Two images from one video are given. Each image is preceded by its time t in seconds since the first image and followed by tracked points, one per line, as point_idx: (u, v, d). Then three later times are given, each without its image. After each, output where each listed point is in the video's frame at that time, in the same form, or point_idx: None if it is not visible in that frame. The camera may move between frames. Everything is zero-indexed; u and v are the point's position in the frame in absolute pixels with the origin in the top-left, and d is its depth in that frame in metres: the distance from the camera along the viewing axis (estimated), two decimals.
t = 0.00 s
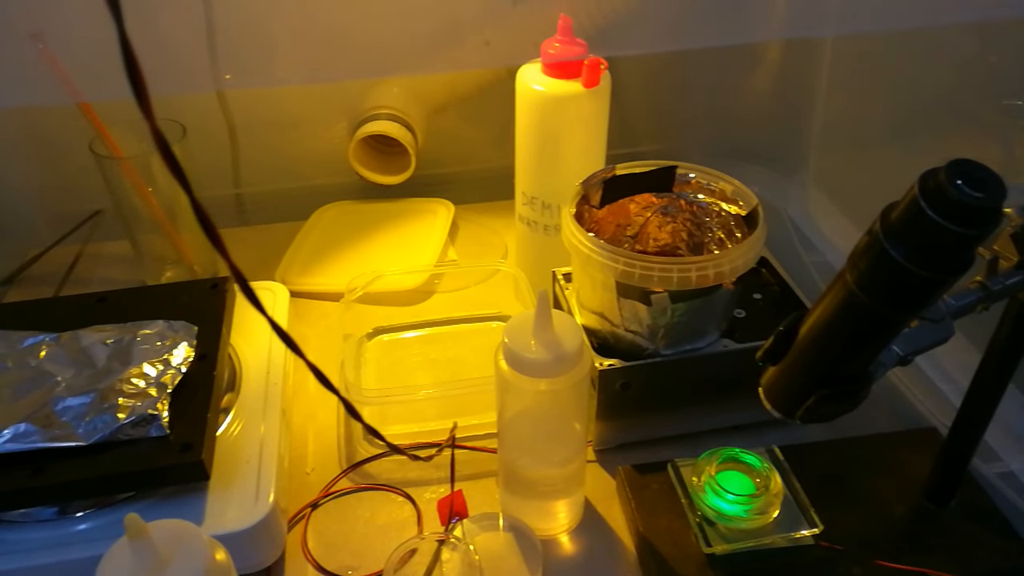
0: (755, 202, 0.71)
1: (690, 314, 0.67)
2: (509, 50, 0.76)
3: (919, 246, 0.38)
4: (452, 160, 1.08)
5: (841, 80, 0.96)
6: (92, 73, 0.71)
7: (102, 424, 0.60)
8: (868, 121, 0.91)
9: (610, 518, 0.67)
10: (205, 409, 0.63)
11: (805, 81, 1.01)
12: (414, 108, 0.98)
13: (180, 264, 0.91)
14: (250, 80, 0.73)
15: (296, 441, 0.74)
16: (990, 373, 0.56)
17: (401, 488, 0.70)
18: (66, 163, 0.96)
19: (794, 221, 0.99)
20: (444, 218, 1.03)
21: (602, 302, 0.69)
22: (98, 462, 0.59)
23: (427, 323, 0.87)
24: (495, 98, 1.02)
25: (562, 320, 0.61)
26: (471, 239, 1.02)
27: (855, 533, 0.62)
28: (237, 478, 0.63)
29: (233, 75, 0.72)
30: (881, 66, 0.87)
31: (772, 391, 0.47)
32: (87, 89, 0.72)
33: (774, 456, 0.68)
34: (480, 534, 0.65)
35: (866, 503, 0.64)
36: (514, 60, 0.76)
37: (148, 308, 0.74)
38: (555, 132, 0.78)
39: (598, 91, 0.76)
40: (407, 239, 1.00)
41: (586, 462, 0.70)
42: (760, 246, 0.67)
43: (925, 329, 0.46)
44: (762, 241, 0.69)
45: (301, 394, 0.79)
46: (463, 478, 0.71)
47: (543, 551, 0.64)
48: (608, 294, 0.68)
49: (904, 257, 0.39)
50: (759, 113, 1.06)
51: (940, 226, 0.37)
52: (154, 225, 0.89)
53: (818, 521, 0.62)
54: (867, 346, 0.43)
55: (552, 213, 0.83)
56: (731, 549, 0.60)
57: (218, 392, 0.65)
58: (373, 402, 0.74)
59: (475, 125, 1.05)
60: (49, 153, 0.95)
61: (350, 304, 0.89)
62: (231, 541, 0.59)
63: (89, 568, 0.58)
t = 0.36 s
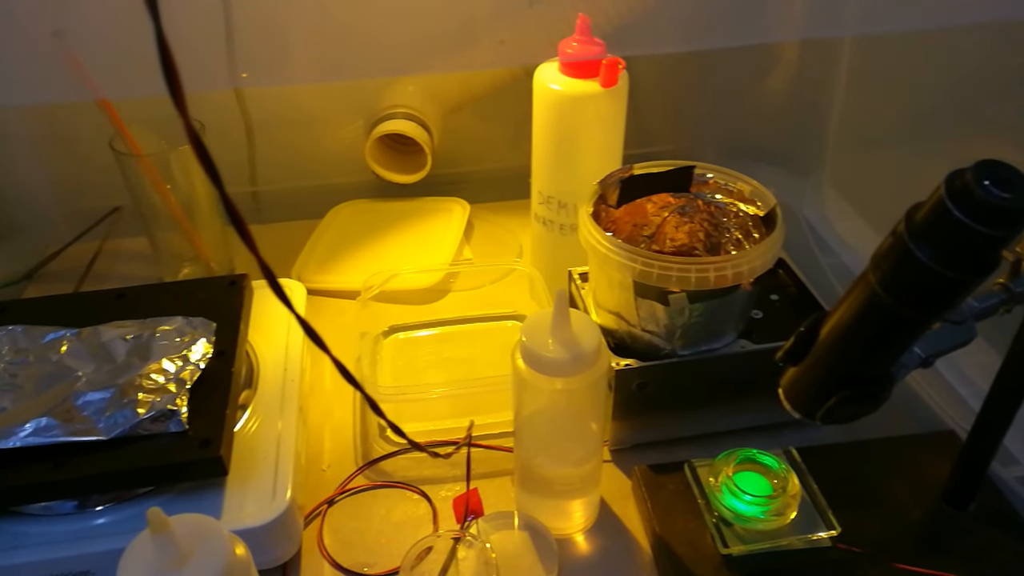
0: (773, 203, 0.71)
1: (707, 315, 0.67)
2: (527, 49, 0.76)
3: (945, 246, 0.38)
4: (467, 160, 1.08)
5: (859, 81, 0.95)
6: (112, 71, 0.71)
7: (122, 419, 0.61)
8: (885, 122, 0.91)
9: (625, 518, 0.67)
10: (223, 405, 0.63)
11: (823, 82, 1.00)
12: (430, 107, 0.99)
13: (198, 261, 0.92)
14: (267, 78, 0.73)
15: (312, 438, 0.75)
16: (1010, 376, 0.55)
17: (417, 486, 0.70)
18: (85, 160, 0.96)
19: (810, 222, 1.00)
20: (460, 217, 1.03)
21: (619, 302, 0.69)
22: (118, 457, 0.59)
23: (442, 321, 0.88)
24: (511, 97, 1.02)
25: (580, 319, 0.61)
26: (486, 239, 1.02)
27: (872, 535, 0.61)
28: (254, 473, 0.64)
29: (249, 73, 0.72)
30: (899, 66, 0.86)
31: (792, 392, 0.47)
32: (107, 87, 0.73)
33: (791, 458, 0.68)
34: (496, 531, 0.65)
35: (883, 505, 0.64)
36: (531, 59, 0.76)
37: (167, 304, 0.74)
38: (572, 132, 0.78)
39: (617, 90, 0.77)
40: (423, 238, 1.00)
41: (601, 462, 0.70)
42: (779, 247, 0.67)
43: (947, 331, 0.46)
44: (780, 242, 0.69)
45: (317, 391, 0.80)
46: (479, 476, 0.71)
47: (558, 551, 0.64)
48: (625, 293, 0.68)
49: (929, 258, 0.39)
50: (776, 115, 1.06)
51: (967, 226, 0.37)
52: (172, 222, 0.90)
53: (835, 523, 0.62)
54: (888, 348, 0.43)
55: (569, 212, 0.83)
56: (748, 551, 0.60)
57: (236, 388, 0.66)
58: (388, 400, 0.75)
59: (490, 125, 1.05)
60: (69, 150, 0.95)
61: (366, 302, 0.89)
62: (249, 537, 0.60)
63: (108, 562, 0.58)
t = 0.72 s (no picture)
0: (786, 203, 0.71)
1: (720, 315, 0.67)
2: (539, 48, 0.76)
3: (964, 247, 0.38)
4: (478, 159, 1.08)
5: (872, 82, 0.95)
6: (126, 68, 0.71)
7: (135, 415, 0.61)
8: (898, 122, 0.90)
9: (635, 517, 0.67)
10: (235, 401, 0.63)
11: (836, 83, 1.00)
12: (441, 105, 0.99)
13: (209, 258, 0.92)
14: (279, 75, 0.73)
15: (323, 435, 0.75)
16: None
17: (427, 484, 0.70)
18: (98, 156, 0.97)
19: (822, 224, 0.99)
20: (470, 215, 1.03)
21: (630, 302, 0.69)
22: (130, 452, 0.59)
23: (452, 320, 0.88)
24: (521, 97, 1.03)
25: (592, 319, 0.60)
26: (496, 238, 1.02)
27: (883, 537, 0.61)
28: (265, 469, 0.64)
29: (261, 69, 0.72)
30: (913, 67, 0.86)
31: (807, 393, 0.47)
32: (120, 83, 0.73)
33: (803, 459, 0.67)
34: (505, 530, 0.65)
35: (894, 507, 0.64)
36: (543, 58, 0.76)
37: (178, 300, 0.75)
38: (584, 130, 0.78)
39: (630, 90, 0.76)
40: (433, 236, 1.00)
41: (612, 462, 0.70)
42: (791, 248, 0.67)
43: (963, 333, 0.46)
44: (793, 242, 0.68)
45: (328, 388, 0.80)
46: (489, 474, 0.71)
47: (568, 550, 0.64)
48: (637, 293, 0.68)
49: (948, 259, 0.39)
50: (787, 115, 1.06)
51: (987, 228, 0.37)
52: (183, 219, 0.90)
53: (847, 524, 0.62)
54: (905, 349, 0.43)
55: (580, 211, 0.83)
56: (760, 552, 0.60)
57: (247, 385, 0.66)
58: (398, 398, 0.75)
59: (501, 123, 1.05)
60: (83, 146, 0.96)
61: (377, 300, 0.89)
62: (260, 533, 0.60)
63: (120, 557, 0.59)
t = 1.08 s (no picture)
0: (801, 204, 0.71)
1: (734, 316, 0.66)
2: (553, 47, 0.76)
3: (987, 248, 0.38)
4: (491, 158, 1.08)
5: (887, 83, 0.94)
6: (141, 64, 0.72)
7: (151, 411, 0.61)
8: (913, 123, 0.90)
9: (648, 518, 0.67)
10: (249, 398, 0.64)
11: (850, 84, 0.99)
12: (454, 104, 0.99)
13: (223, 256, 0.93)
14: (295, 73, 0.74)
15: (336, 432, 0.75)
16: None
17: (440, 482, 0.70)
18: (114, 153, 0.97)
19: (836, 226, 0.99)
20: (483, 215, 1.03)
21: (645, 302, 0.69)
22: (146, 448, 0.60)
23: (465, 318, 0.88)
24: (534, 96, 1.03)
25: (607, 319, 0.60)
26: (509, 237, 1.02)
27: (897, 540, 0.61)
28: (280, 466, 0.64)
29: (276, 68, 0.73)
30: (928, 67, 0.86)
31: (824, 393, 0.47)
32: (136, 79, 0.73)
33: (818, 461, 0.67)
34: (518, 529, 0.65)
35: (910, 510, 0.63)
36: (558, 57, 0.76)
37: (194, 297, 0.75)
38: (599, 130, 0.78)
39: (645, 90, 0.76)
40: (446, 235, 1.00)
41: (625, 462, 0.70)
42: (807, 249, 0.67)
43: (982, 336, 0.46)
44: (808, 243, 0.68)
45: (341, 386, 0.80)
46: (502, 473, 0.71)
47: (582, 550, 0.64)
48: (652, 293, 0.67)
49: (970, 259, 0.39)
50: (801, 116, 1.05)
51: (1011, 229, 0.37)
52: (198, 216, 0.91)
53: (863, 527, 0.62)
54: (924, 350, 0.43)
55: (593, 211, 0.83)
56: (775, 553, 0.60)
57: (262, 382, 0.66)
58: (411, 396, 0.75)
59: (514, 123, 1.05)
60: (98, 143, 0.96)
61: (391, 299, 0.90)
62: (275, 530, 0.60)
63: (136, 552, 0.59)
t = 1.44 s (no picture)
0: (817, 205, 0.71)
1: (749, 317, 0.66)
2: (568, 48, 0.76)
3: (1011, 251, 0.38)
4: (503, 158, 1.08)
5: (901, 85, 0.94)
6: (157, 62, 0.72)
7: (166, 407, 0.62)
8: (927, 125, 0.89)
9: (660, 519, 0.67)
10: (263, 395, 0.64)
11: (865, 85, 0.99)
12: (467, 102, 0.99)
13: (236, 254, 0.93)
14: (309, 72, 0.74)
15: (349, 431, 0.75)
16: None
17: (452, 481, 0.70)
18: (128, 151, 0.98)
19: (849, 228, 0.98)
20: (495, 215, 1.03)
21: (659, 303, 0.69)
22: (161, 444, 0.60)
23: (478, 318, 0.88)
24: (547, 95, 1.03)
25: (622, 319, 0.60)
26: (522, 237, 1.02)
27: (912, 544, 0.61)
28: (293, 464, 0.64)
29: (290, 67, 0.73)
30: (944, 69, 0.85)
31: (842, 395, 0.48)
32: (152, 77, 0.73)
33: (832, 463, 0.67)
34: (530, 529, 0.65)
35: (924, 514, 0.63)
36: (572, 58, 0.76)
37: (208, 294, 0.75)
38: (614, 130, 0.78)
39: (660, 90, 0.76)
40: (459, 235, 1.00)
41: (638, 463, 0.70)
42: (823, 251, 0.67)
43: (1002, 339, 0.46)
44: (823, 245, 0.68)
45: (354, 384, 0.80)
46: (514, 473, 0.71)
47: (594, 550, 0.64)
48: (666, 294, 0.67)
49: (993, 262, 0.39)
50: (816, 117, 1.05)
51: None
52: (211, 214, 0.91)
53: (878, 530, 0.61)
54: (944, 353, 0.43)
55: (607, 211, 0.83)
56: (788, 556, 0.60)
57: (276, 379, 0.66)
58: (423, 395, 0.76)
59: (527, 122, 1.05)
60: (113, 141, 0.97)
61: (403, 298, 0.90)
62: (288, 528, 0.60)
63: (150, 548, 0.59)
